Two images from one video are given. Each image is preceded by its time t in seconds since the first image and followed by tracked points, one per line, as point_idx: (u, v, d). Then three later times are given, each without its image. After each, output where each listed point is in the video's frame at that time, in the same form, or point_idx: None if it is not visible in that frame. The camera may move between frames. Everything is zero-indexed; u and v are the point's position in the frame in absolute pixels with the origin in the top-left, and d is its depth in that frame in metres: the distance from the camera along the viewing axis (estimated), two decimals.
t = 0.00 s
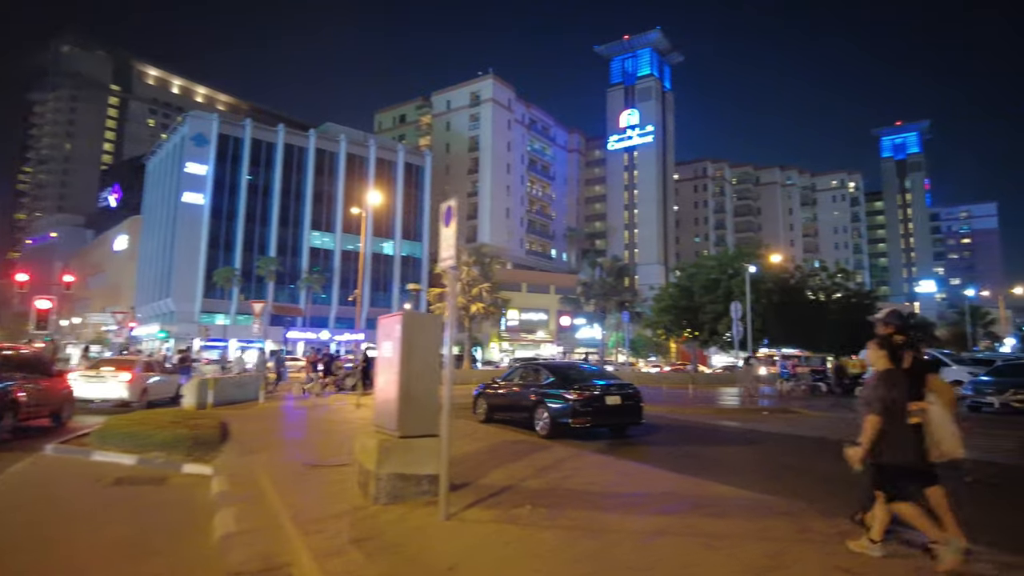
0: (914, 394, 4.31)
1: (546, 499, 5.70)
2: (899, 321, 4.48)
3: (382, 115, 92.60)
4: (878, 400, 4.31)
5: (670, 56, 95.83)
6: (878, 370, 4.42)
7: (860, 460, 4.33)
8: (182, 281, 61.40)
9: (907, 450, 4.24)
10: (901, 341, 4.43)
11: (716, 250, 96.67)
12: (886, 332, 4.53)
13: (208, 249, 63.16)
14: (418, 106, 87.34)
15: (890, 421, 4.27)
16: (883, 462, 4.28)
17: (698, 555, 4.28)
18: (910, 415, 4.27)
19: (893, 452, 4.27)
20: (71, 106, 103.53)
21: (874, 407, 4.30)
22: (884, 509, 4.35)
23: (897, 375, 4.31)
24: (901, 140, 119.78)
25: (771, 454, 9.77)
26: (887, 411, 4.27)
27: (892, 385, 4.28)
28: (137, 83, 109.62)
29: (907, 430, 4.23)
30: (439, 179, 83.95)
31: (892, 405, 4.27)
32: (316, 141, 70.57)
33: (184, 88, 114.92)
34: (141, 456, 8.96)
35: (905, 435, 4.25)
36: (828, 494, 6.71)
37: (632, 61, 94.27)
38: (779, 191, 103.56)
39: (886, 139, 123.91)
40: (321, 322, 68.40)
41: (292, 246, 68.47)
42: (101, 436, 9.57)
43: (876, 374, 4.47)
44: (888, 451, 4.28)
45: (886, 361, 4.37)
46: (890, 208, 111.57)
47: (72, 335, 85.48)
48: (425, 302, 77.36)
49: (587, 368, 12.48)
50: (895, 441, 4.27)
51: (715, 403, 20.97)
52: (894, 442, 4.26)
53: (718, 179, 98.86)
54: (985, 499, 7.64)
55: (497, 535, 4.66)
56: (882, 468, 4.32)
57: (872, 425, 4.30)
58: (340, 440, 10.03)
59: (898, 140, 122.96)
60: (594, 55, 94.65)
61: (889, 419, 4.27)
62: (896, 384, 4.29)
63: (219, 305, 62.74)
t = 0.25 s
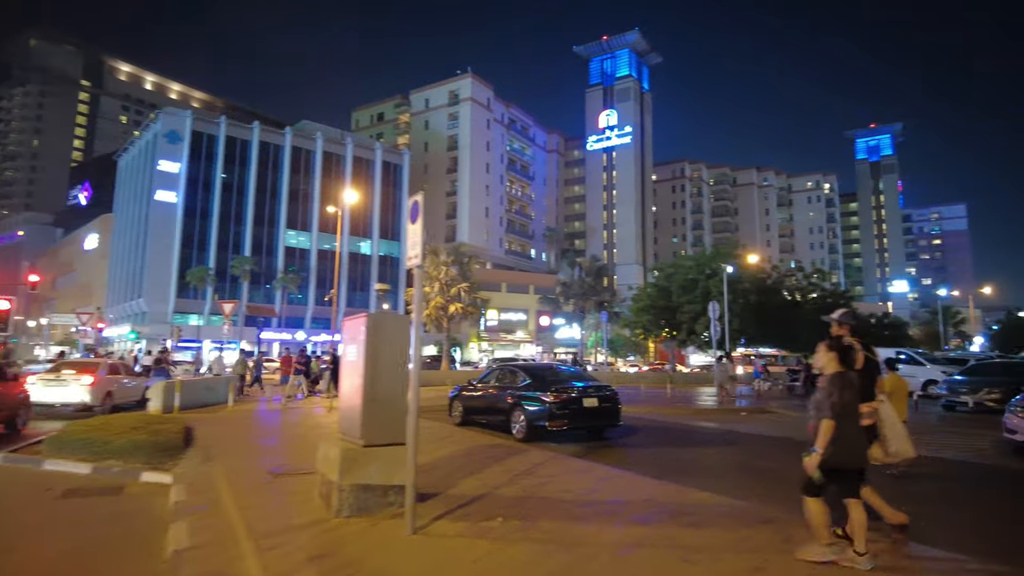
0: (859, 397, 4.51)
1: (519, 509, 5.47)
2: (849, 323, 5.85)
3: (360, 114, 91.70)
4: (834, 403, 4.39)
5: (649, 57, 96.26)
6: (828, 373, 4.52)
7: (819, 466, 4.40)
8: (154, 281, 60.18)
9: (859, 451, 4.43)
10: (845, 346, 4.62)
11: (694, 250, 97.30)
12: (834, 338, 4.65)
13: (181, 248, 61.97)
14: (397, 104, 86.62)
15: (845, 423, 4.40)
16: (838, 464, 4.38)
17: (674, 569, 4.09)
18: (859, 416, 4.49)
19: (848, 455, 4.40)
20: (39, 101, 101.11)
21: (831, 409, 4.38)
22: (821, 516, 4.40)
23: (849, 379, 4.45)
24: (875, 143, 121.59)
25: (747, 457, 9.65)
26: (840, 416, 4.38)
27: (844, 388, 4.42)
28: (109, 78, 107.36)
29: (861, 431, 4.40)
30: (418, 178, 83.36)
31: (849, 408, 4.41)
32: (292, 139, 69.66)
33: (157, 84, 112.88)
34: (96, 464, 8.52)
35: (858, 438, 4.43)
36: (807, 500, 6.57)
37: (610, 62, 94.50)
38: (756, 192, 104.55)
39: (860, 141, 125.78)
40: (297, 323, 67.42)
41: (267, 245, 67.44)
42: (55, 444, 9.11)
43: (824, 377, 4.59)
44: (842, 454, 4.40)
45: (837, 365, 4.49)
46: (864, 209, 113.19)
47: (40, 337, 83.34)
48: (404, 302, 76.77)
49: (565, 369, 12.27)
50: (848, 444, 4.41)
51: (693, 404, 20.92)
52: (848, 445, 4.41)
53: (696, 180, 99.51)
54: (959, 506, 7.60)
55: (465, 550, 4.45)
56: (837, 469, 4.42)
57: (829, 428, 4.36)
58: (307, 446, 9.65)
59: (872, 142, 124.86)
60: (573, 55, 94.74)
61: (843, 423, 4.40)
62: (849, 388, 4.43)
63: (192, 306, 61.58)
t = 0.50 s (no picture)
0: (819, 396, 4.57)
1: (502, 511, 5.22)
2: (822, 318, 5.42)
3: (346, 109, 90.93)
4: (791, 404, 4.44)
5: (636, 55, 96.35)
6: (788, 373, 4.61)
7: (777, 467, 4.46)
8: (137, 278, 59.31)
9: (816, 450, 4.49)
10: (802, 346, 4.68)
11: (680, 248, 97.57)
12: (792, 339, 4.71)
13: (164, 245, 61.12)
14: (383, 100, 86.02)
15: (803, 422, 4.48)
16: (795, 463, 4.44)
17: None
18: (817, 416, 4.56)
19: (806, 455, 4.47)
20: (18, 95, 99.33)
21: (790, 411, 4.42)
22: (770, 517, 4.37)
23: (804, 379, 4.54)
24: (859, 142, 122.59)
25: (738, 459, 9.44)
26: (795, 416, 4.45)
27: (802, 390, 4.50)
28: (90, 73, 105.75)
29: (816, 431, 4.47)
30: (404, 175, 82.86)
31: (807, 407, 4.47)
32: (277, 134, 68.97)
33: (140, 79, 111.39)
34: (63, 465, 8.15)
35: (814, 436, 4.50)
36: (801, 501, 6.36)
37: (598, 59, 94.44)
38: (742, 191, 105.02)
39: (845, 141, 126.78)
40: (282, 320, 66.75)
41: (251, 242, 66.65)
42: (20, 444, 8.73)
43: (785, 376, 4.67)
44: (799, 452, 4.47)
45: (794, 363, 4.59)
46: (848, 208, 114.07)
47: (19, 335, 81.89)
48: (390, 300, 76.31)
49: (553, 366, 12.05)
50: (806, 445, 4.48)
51: (679, 401, 20.81)
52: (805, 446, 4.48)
53: (683, 178, 99.75)
54: (951, 509, 7.46)
55: (444, 557, 4.19)
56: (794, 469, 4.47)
57: (788, 431, 4.43)
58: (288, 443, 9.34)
59: (857, 142, 125.90)
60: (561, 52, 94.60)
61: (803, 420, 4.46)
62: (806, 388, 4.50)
63: (176, 303, 60.81)
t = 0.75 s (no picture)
0: (774, 399, 4.54)
1: (484, 524, 4.97)
2: (784, 324, 5.61)
3: (331, 105, 90.13)
4: (741, 409, 4.44)
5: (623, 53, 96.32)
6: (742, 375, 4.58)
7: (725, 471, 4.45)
8: (117, 275, 58.27)
9: (775, 452, 4.46)
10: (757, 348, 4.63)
11: (666, 247, 97.78)
12: (749, 339, 4.63)
13: (145, 241, 60.19)
14: (369, 95, 85.35)
15: (755, 426, 4.44)
16: (752, 469, 4.40)
17: None
18: (772, 418, 4.50)
19: (761, 458, 4.43)
20: None
21: (735, 415, 4.42)
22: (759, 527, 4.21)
23: (759, 383, 4.50)
24: (843, 142, 123.63)
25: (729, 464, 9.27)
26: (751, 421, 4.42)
27: (755, 392, 4.46)
28: (71, 66, 103.99)
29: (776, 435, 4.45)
30: (390, 172, 82.28)
31: (762, 411, 4.45)
32: (261, 130, 68.21)
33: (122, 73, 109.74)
34: (26, 472, 7.77)
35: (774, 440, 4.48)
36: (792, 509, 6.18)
37: (585, 57, 94.30)
38: (728, 190, 105.51)
39: (829, 140, 127.81)
40: (265, 318, 65.96)
41: (235, 238, 65.81)
42: None
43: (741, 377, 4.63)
44: (757, 459, 4.43)
45: (747, 364, 4.54)
46: (832, 208, 114.97)
47: None
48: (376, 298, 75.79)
49: (538, 366, 11.82)
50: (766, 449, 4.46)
51: (666, 401, 20.67)
52: (761, 451, 4.44)
53: (669, 177, 99.96)
54: (941, 513, 7.36)
55: None
56: (751, 475, 4.43)
57: (735, 435, 4.41)
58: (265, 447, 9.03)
59: (841, 142, 126.98)
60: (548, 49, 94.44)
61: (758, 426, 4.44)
62: (761, 392, 4.47)
63: (158, 300, 59.92)
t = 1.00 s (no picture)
0: (726, 396, 4.32)
1: (460, 527, 4.73)
2: (747, 315, 5.70)
3: (314, 99, 89.12)
4: (686, 405, 4.26)
5: (607, 51, 96.35)
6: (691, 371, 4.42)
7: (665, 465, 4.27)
8: (93, 270, 57.17)
9: (725, 452, 4.21)
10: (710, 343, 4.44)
11: (650, 245, 98.08)
12: (699, 335, 4.45)
13: (123, 236, 59.10)
14: (352, 90, 84.58)
15: (703, 424, 4.24)
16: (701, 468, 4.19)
17: None
18: (720, 416, 4.29)
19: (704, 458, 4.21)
20: None
21: (682, 411, 4.25)
22: (738, 527, 4.00)
23: (712, 379, 4.31)
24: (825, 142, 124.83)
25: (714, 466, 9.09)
26: (698, 418, 4.24)
27: (703, 390, 4.23)
28: (46, 57, 101.76)
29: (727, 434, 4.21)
30: (374, 167, 81.62)
31: (712, 408, 4.25)
32: (242, 124, 67.22)
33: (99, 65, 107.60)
34: None
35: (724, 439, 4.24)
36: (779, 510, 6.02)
37: (570, 54, 94.15)
38: (711, 188, 106.04)
39: (811, 140, 128.99)
40: (245, 315, 65.12)
41: (215, 234, 64.85)
42: None
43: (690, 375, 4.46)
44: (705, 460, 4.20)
45: (700, 359, 4.35)
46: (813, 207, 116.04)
47: None
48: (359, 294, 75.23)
49: (521, 363, 11.59)
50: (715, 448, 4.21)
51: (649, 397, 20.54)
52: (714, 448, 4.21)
53: (652, 175, 100.27)
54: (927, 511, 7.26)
55: None
56: (697, 474, 4.24)
57: (677, 430, 4.24)
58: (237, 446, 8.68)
59: (822, 142, 128.23)
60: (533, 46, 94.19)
61: (707, 422, 4.24)
62: (715, 388, 4.26)
63: (136, 296, 58.92)
